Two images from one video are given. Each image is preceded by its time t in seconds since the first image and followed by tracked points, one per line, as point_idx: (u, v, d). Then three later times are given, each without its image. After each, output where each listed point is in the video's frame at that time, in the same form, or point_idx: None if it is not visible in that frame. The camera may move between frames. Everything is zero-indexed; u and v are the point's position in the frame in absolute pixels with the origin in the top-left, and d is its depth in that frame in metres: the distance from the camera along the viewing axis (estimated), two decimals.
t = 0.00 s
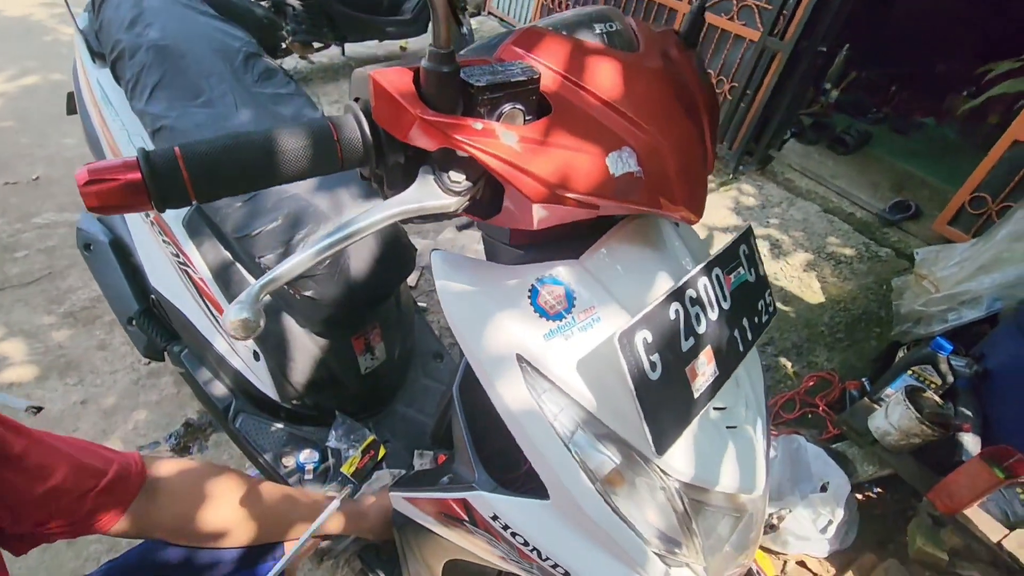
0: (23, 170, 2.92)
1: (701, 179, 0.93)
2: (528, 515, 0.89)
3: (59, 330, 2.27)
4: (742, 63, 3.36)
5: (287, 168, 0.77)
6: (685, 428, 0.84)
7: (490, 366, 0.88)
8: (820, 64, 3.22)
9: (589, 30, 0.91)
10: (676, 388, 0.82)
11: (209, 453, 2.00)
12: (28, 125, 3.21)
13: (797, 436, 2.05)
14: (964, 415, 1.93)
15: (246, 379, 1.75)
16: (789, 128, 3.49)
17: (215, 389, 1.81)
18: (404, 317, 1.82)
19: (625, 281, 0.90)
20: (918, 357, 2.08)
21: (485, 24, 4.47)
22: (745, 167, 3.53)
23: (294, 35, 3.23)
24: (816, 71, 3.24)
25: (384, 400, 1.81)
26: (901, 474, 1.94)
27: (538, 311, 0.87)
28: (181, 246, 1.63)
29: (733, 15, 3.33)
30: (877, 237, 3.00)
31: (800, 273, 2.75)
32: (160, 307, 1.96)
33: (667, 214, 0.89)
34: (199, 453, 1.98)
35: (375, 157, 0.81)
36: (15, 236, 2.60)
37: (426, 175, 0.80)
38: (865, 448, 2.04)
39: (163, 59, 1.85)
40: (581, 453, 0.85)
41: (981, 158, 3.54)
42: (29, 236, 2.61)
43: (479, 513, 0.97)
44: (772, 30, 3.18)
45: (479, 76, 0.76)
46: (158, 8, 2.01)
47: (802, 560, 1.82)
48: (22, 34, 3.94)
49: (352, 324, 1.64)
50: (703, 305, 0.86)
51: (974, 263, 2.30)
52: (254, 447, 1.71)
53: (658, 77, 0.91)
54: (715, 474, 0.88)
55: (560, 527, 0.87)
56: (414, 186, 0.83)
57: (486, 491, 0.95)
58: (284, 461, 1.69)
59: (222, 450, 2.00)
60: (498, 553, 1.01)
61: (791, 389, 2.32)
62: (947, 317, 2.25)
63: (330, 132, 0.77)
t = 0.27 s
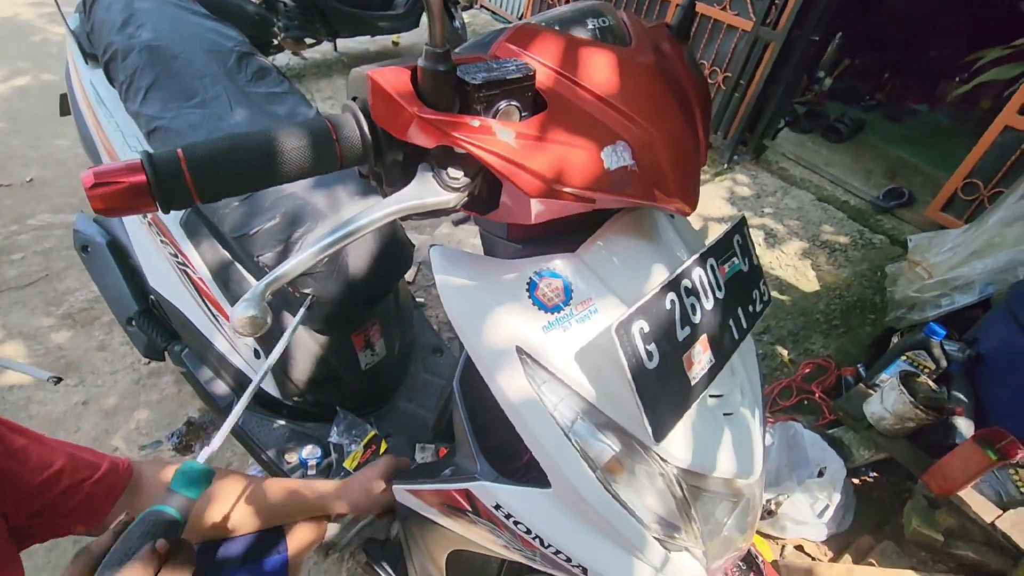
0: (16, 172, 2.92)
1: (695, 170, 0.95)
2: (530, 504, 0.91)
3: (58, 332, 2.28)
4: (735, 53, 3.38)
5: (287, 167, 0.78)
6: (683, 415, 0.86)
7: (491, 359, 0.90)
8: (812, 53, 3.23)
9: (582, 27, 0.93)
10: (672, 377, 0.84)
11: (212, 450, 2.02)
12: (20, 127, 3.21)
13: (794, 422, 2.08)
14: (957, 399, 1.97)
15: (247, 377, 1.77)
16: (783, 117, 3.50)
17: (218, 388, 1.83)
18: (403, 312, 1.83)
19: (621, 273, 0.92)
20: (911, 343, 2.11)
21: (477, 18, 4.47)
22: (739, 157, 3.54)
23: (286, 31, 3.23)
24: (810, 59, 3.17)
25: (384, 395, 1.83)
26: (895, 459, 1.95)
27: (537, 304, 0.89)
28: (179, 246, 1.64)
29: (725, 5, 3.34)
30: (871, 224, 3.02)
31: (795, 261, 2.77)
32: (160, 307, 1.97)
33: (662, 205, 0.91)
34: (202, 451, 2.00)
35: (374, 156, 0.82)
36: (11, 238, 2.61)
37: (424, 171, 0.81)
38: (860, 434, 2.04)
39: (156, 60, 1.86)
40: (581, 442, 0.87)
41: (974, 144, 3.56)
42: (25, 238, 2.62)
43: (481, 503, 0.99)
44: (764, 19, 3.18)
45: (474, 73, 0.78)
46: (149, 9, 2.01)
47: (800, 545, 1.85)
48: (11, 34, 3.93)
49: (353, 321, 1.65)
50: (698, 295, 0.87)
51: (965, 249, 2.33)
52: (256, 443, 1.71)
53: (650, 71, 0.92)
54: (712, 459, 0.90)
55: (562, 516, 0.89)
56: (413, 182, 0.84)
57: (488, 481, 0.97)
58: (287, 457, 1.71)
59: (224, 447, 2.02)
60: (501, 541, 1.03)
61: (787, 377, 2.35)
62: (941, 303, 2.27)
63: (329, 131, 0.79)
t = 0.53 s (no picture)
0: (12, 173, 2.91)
1: (694, 160, 0.96)
2: (537, 491, 0.93)
3: (59, 332, 2.29)
4: (731, 43, 3.39)
5: (294, 161, 0.77)
6: (685, 402, 0.87)
7: (496, 348, 0.91)
8: (808, 43, 3.23)
9: (582, 19, 0.94)
10: (675, 364, 0.85)
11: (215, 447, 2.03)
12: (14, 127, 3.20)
13: (793, 411, 2.09)
14: (954, 385, 1.99)
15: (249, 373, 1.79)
16: (779, 109, 3.51)
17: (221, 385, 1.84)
18: (404, 306, 1.84)
19: (623, 263, 0.93)
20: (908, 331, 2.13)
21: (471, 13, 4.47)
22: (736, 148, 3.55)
23: (281, 28, 3.22)
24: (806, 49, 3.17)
25: (387, 389, 1.84)
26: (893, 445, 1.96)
27: (540, 294, 0.91)
28: (180, 244, 1.65)
29: None
30: (867, 213, 3.04)
31: (792, 252, 2.79)
32: (161, 306, 1.98)
33: (663, 194, 0.92)
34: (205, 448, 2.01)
35: (379, 149, 0.83)
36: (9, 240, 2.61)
37: (430, 163, 0.82)
38: (859, 421, 2.06)
39: (153, 58, 1.86)
40: (586, 429, 0.89)
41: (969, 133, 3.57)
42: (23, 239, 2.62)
43: (487, 492, 1.00)
44: (759, 11, 3.22)
45: (478, 64, 0.79)
46: (145, 7, 2.01)
47: (800, 532, 1.87)
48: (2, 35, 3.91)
49: (354, 317, 1.65)
50: (699, 283, 0.89)
51: (960, 237, 2.35)
52: (260, 439, 1.73)
53: (650, 62, 0.94)
54: (715, 444, 0.92)
55: (568, 503, 0.91)
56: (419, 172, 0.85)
57: (494, 470, 0.98)
58: (292, 452, 1.72)
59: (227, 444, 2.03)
60: (507, 530, 1.04)
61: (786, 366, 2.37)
62: (937, 290, 2.29)
63: (335, 125, 0.79)
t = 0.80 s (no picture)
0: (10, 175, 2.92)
1: (695, 154, 0.98)
2: (543, 483, 0.94)
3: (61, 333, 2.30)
4: (727, 38, 3.40)
5: (304, 162, 0.73)
6: (687, 393, 0.89)
7: (502, 342, 0.92)
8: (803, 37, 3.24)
9: (582, 16, 0.95)
10: (678, 357, 0.87)
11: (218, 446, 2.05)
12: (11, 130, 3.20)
13: (791, 404, 2.11)
14: (951, 375, 2.02)
15: (252, 371, 1.81)
16: (775, 103, 3.52)
17: (224, 383, 1.84)
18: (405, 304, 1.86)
19: (625, 258, 0.95)
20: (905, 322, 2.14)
21: (466, 10, 4.48)
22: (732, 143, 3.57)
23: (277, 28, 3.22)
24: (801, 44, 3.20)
25: (389, 387, 1.85)
26: (892, 435, 1.99)
27: (544, 289, 0.92)
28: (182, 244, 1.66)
29: None
30: (864, 207, 3.06)
31: (789, 246, 2.81)
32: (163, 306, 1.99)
33: (665, 189, 0.94)
34: (209, 447, 2.03)
35: (387, 146, 0.81)
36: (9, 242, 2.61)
37: (437, 161, 0.83)
38: (857, 413, 2.08)
39: (152, 59, 1.87)
40: (590, 421, 0.91)
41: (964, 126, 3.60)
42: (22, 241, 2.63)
43: (494, 485, 1.02)
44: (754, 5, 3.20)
45: (484, 63, 0.80)
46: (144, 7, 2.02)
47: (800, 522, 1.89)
48: None
49: (357, 313, 1.68)
50: (701, 277, 0.90)
51: (956, 228, 2.36)
52: (265, 437, 1.75)
53: (650, 58, 0.95)
54: (717, 434, 0.94)
55: (574, 494, 0.93)
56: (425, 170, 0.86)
57: (500, 463, 1.00)
58: (297, 449, 1.73)
59: (230, 442, 2.05)
60: (512, 523, 1.06)
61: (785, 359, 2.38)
62: (933, 282, 2.33)
63: (344, 125, 0.76)
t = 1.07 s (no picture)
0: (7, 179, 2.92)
1: (693, 156, 0.99)
2: (546, 482, 0.96)
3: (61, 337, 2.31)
4: (722, 36, 3.40)
5: (310, 169, 0.75)
6: (687, 392, 0.91)
7: (505, 344, 0.94)
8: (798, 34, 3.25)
9: (580, 22, 0.97)
10: (678, 356, 0.89)
11: (220, 448, 2.06)
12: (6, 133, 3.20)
13: (789, 399, 2.13)
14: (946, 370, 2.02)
15: (252, 372, 1.82)
16: (770, 100, 3.54)
17: (225, 385, 1.85)
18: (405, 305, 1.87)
19: (624, 259, 0.97)
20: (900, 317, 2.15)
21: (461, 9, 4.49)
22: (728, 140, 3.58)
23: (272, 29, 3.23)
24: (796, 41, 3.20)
25: (390, 387, 1.87)
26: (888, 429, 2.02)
27: (546, 291, 0.94)
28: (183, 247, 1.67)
29: None
30: (859, 203, 3.08)
31: (786, 243, 2.83)
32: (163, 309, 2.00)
33: (664, 191, 0.96)
34: (210, 449, 2.04)
35: (392, 152, 0.84)
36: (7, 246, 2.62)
37: (441, 167, 0.84)
38: (854, 407, 2.10)
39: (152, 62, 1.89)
40: (592, 421, 0.93)
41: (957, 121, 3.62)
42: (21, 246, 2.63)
43: (497, 484, 1.03)
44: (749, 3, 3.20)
45: (487, 71, 0.82)
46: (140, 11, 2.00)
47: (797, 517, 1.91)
48: None
49: (360, 314, 1.70)
50: (699, 277, 0.92)
51: (950, 224, 2.38)
52: (267, 438, 1.76)
53: (648, 62, 0.97)
54: (717, 432, 0.96)
55: (576, 492, 0.94)
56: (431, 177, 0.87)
57: (504, 462, 1.02)
58: (299, 451, 1.74)
59: (232, 444, 2.06)
60: (515, 520, 1.08)
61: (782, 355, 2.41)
62: (928, 277, 2.34)
63: (349, 132, 0.78)
